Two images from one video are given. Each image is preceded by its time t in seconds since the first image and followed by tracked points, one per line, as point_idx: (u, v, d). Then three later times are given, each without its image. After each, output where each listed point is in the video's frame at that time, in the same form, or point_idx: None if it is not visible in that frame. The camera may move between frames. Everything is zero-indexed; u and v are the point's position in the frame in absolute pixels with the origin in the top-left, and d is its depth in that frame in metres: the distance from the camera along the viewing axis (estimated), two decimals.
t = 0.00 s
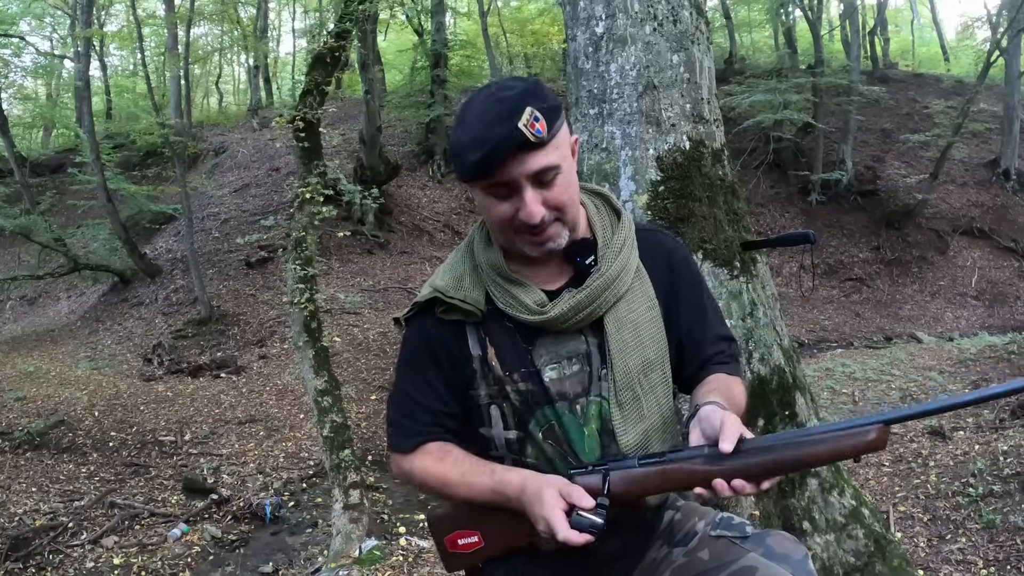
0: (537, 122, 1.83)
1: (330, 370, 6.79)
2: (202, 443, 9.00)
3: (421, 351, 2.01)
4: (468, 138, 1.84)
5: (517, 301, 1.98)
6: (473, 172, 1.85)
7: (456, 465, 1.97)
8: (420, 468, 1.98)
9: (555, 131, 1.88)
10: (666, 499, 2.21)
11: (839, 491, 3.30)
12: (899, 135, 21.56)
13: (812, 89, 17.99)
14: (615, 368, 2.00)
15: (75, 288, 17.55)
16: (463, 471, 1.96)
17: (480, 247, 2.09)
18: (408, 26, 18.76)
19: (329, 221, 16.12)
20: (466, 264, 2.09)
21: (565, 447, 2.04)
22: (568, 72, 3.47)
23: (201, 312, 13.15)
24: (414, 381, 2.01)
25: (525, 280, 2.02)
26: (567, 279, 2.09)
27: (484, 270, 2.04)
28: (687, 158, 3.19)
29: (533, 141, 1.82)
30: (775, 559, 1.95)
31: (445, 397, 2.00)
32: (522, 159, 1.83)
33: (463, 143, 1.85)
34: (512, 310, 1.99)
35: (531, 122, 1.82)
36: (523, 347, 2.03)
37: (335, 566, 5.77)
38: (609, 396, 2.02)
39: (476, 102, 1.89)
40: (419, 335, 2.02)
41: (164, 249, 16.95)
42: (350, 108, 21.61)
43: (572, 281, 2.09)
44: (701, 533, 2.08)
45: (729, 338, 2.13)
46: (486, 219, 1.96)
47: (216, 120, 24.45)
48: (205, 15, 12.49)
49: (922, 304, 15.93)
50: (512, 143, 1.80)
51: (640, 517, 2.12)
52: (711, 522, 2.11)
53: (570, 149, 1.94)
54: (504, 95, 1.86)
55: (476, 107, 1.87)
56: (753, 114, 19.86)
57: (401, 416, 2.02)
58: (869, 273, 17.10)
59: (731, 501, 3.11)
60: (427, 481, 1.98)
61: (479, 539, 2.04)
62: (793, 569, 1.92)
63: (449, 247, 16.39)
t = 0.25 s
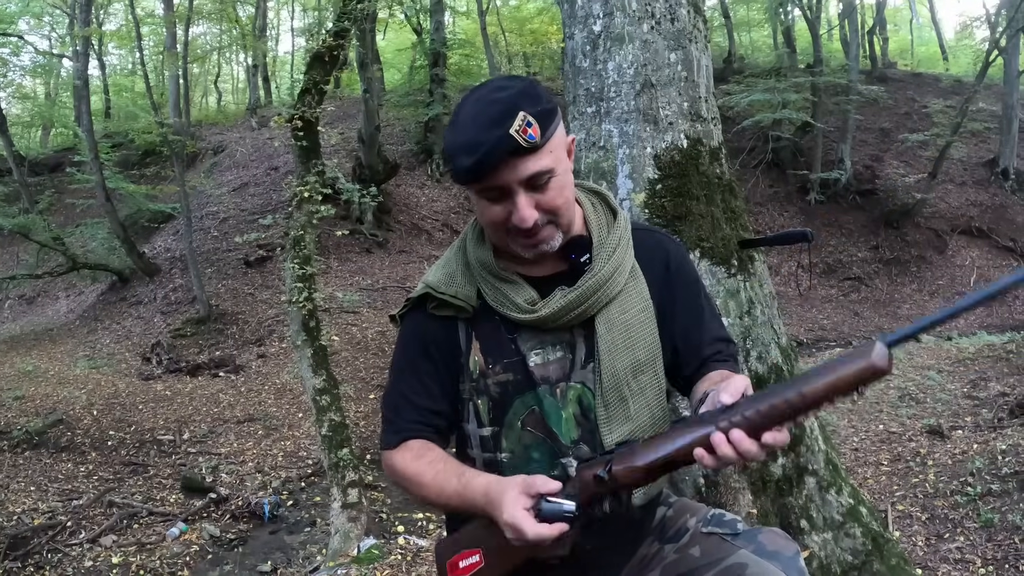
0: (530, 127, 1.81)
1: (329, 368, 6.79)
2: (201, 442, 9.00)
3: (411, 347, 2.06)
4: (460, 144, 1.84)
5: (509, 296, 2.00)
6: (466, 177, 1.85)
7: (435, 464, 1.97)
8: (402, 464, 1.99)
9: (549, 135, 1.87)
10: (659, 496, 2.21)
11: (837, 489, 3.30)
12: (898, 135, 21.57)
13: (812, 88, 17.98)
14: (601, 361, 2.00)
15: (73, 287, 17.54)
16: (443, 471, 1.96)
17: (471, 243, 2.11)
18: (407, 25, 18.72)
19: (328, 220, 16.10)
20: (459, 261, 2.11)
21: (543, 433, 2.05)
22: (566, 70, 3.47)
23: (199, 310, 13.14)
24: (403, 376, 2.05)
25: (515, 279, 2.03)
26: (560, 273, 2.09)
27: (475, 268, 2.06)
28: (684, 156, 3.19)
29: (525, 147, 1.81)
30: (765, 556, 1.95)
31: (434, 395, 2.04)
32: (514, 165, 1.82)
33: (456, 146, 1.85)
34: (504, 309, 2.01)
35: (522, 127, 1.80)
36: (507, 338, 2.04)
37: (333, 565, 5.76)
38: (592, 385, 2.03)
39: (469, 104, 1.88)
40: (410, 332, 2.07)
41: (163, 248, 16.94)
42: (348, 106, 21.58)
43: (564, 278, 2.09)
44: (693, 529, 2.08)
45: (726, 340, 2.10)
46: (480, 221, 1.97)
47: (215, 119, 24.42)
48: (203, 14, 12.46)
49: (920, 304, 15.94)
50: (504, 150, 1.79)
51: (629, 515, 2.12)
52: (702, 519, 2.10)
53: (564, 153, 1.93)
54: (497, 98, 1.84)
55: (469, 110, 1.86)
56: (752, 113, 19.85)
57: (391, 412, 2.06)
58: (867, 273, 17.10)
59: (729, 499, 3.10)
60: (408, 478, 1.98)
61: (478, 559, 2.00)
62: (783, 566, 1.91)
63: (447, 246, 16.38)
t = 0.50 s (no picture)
0: (507, 126, 1.78)
1: (328, 367, 6.80)
2: (200, 441, 9.00)
3: (404, 351, 2.03)
4: (439, 146, 1.82)
5: (497, 295, 1.97)
6: (445, 179, 1.83)
7: (424, 470, 1.92)
8: (398, 470, 1.96)
9: (528, 134, 1.84)
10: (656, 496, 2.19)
11: (836, 489, 3.30)
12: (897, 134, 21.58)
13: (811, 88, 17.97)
14: (596, 358, 1.97)
15: (72, 286, 17.53)
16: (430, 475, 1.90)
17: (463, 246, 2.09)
18: (407, 24, 18.71)
19: (327, 219, 16.09)
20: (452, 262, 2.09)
21: (537, 434, 2.03)
22: (566, 69, 3.47)
23: (199, 309, 13.13)
24: (398, 381, 2.02)
25: (508, 278, 2.00)
26: (549, 271, 2.07)
27: (467, 270, 2.04)
28: (684, 155, 3.19)
29: (503, 146, 1.78)
30: (764, 557, 1.96)
31: (429, 399, 2.02)
32: (494, 165, 1.80)
33: (436, 148, 1.83)
34: (497, 309, 1.98)
35: (500, 127, 1.78)
36: (501, 340, 2.03)
37: (332, 564, 5.77)
38: (588, 383, 2.01)
39: (450, 106, 1.86)
40: (403, 335, 2.04)
41: (162, 246, 16.93)
42: (348, 105, 21.57)
43: (559, 276, 2.07)
44: (691, 530, 2.08)
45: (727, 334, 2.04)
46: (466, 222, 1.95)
47: (214, 118, 24.41)
48: (203, 13, 12.45)
49: (919, 303, 15.95)
50: (481, 149, 1.77)
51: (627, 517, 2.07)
52: (700, 519, 2.10)
53: (547, 150, 1.89)
54: (477, 98, 1.82)
55: (449, 111, 1.85)
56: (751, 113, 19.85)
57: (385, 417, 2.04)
58: (867, 272, 17.11)
59: (728, 499, 3.10)
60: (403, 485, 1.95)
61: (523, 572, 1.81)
62: (781, 566, 1.93)
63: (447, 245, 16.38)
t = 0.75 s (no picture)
0: (507, 126, 1.77)
1: (327, 366, 6.80)
2: (199, 440, 9.00)
3: (403, 351, 1.98)
4: (438, 148, 1.80)
5: (495, 293, 1.94)
6: (445, 181, 1.81)
7: (434, 468, 1.87)
8: (403, 473, 1.90)
9: (527, 132, 1.83)
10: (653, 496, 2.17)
11: (834, 488, 3.30)
12: (896, 134, 21.59)
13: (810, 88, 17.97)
14: (594, 355, 1.93)
15: (71, 285, 17.52)
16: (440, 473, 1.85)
17: (458, 244, 2.05)
18: (406, 23, 18.70)
19: (326, 218, 16.09)
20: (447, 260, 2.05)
21: (535, 433, 1.96)
22: (564, 68, 3.47)
23: (197, 309, 13.12)
24: (398, 384, 1.97)
25: (505, 276, 1.96)
26: (546, 269, 2.04)
27: (464, 268, 1.99)
28: (682, 154, 3.19)
29: (503, 146, 1.77)
30: (761, 557, 1.96)
31: (429, 400, 1.96)
32: (494, 164, 1.79)
33: (435, 150, 1.81)
34: (495, 307, 1.93)
35: (500, 126, 1.76)
36: (498, 337, 1.97)
37: (331, 564, 5.77)
38: (586, 379, 1.96)
39: (445, 105, 1.83)
40: (402, 335, 1.99)
41: (161, 246, 16.92)
42: (347, 104, 21.56)
43: (555, 274, 2.03)
44: (688, 530, 2.07)
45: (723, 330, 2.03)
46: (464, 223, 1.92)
47: (214, 117, 24.41)
48: (202, 12, 12.45)
49: (918, 303, 15.96)
50: (481, 150, 1.75)
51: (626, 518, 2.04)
52: (697, 520, 2.10)
53: (544, 148, 1.89)
54: (473, 98, 1.80)
55: (446, 111, 1.82)
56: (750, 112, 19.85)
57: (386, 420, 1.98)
58: (866, 272, 17.12)
59: (726, 498, 3.09)
60: (409, 487, 1.89)
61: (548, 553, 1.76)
62: (779, 567, 1.93)
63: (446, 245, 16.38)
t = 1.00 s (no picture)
0: (513, 119, 1.78)
1: (326, 365, 6.80)
2: (197, 439, 8.99)
3: (402, 344, 1.94)
4: (443, 140, 1.79)
5: (497, 286, 1.92)
6: (449, 172, 1.80)
7: (440, 455, 1.85)
8: (404, 466, 1.85)
9: (532, 127, 1.84)
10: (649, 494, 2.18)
11: (833, 487, 3.31)
12: (895, 134, 21.60)
13: (809, 87, 17.98)
14: (594, 348, 1.93)
15: (70, 284, 17.50)
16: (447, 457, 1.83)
17: (457, 237, 2.03)
18: (406, 22, 18.70)
19: (326, 217, 16.07)
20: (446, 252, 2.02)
21: (533, 426, 1.96)
22: (563, 68, 3.47)
23: (196, 307, 13.10)
24: (397, 377, 1.93)
25: (505, 269, 1.94)
26: (546, 263, 2.03)
27: (464, 261, 1.97)
28: (682, 153, 3.19)
29: (510, 139, 1.78)
30: (756, 556, 1.96)
31: (429, 394, 1.92)
32: (498, 157, 1.79)
33: (439, 142, 1.80)
34: (496, 300, 1.92)
35: (507, 119, 1.77)
36: (497, 331, 1.96)
37: (329, 562, 5.78)
38: (587, 372, 1.96)
39: (449, 100, 1.83)
40: (402, 328, 1.96)
41: (160, 244, 16.91)
42: (346, 103, 21.54)
43: (554, 268, 2.02)
44: (684, 529, 2.07)
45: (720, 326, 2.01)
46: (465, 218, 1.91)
47: (213, 116, 24.38)
48: (202, 11, 12.45)
49: (917, 302, 15.97)
50: (486, 142, 1.75)
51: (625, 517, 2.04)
52: (693, 518, 2.10)
53: (547, 144, 1.90)
54: (479, 92, 1.81)
55: (451, 105, 1.82)
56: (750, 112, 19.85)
57: (385, 413, 1.94)
58: (865, 271, 17.13)
59: (724, 496, 3.10)
60: (413, 479, 1.85)
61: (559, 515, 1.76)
62: (774, 565, 1.93)
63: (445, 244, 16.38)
